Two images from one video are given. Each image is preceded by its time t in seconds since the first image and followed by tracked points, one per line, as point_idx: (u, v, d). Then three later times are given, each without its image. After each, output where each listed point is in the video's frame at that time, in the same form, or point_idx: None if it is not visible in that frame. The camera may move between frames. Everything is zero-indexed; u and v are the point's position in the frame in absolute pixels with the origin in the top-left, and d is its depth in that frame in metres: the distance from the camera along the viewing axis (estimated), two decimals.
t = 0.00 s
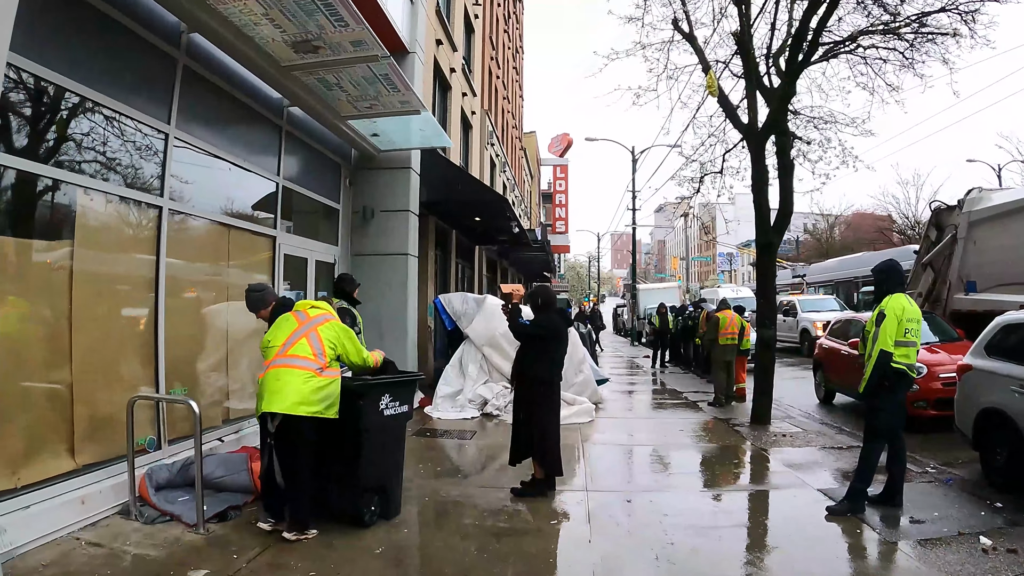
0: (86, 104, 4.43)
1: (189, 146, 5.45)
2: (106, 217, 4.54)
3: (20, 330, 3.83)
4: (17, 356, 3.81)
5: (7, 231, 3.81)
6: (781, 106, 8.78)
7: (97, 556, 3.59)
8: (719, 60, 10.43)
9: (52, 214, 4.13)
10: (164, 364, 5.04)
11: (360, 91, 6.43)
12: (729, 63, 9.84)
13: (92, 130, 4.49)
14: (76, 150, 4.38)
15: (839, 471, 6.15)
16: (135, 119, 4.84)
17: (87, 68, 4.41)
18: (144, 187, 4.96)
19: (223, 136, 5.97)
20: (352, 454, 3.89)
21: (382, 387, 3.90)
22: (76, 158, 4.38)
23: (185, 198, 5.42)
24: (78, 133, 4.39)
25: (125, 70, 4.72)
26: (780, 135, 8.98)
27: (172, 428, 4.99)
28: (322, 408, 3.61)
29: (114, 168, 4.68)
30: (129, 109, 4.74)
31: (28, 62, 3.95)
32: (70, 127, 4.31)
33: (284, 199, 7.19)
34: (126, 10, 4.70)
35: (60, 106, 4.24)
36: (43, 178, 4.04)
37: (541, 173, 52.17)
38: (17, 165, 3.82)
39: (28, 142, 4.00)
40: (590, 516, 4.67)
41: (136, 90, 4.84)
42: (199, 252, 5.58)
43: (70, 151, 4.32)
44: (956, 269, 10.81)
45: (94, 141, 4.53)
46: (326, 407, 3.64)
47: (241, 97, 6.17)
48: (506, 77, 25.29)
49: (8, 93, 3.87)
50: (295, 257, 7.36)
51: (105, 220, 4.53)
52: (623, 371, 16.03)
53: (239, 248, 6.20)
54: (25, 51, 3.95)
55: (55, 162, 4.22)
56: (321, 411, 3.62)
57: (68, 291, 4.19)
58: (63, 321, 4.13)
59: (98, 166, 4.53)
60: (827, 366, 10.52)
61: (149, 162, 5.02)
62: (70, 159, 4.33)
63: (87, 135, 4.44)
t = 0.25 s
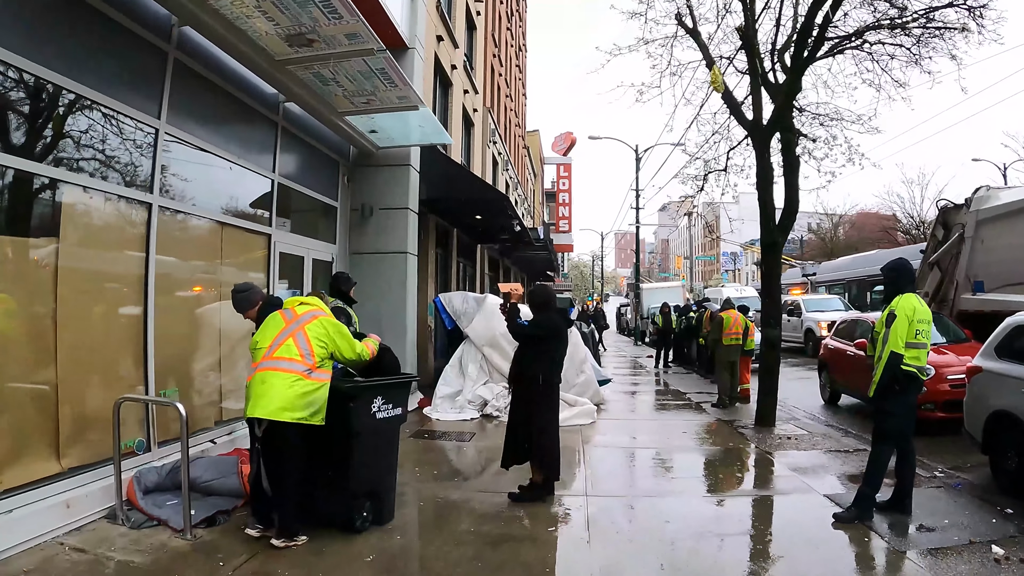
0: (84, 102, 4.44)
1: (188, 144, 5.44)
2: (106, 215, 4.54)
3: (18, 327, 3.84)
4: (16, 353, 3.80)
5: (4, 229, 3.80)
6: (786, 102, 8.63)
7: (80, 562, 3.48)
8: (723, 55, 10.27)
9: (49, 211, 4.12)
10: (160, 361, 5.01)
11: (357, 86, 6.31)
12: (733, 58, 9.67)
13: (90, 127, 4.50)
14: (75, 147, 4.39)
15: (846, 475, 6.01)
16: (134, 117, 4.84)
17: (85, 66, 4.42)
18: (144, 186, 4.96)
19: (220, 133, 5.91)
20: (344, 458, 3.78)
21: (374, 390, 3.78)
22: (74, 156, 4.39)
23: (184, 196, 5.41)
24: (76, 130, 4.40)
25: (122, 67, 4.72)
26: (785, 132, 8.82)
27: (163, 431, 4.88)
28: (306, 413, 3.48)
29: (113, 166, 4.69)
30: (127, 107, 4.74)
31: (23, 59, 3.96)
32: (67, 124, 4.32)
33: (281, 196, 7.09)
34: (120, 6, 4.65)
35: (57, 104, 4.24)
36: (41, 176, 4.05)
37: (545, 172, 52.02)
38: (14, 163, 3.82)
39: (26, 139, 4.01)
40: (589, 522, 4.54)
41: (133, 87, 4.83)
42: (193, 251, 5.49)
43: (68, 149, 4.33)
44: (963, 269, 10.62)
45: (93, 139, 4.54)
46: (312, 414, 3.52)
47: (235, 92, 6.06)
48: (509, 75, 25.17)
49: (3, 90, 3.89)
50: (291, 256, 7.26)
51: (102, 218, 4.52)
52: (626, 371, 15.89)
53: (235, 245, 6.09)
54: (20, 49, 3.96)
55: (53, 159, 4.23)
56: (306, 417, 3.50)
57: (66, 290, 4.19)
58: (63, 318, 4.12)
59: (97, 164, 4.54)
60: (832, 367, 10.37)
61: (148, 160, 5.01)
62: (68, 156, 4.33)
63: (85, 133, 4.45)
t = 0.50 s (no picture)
0: (83, 101, 4.43)
1: (186, 143, 5.42)
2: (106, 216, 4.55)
3: (15, 328, 3.82)
4: (12, 354, 3.79)
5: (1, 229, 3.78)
6: (792, 101, 8.50)
7: (64, 569, 3.39)
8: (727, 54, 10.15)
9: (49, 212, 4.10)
10: (155, 363, 4.97)
11: (354, 83, 6.23)
12: (737, 57, 9.56)
13: (89, 126, 4.48)
14: (74, 146, 4.38)
15: (851, 481, 5.89)
16: (133, 117, 4.83)
17: (85, 66, 4.41)
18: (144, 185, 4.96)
19: (216, 132, 5.85)
20: (335, 464, 3.67)
21: (367, 393, 3.70)
22: (74, 155, 4.37)
23: (183, 196, 5.40)
24: (75, 130, 4.38)
25: (123, 68, 4.72)
26: (790, 131, 8.69)
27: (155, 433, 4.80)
28: (293, 422, 3.41)
29: (113, 165, 4.68)
30: (126, 108, 4.73)
31: (22, 59, 3.95)
32: (66, 123, 4.30)
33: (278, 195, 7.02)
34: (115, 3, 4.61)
35: (56, 103, 4.23)
36: (40, 176, 4.03)
37: (548, 172, 51.90)
38: (14, 163, 3.81)
39: (24, 139, 3.99)
40: (588, 529, 4.44)
41: (133, 88, 4.83)
42: (190, 251, 5.44)
43: (67, 148, 4.32)
44: (970, 270, 10.46)
45: (93, 138, 4.52)
46: (299, 422, 3.44)
47: (231, 90, 5.98)
48: (512, 75, 25.07)
49: (3, 89, 3.87)
50: (289, 256, 7.17)
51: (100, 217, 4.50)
52: (629, 373, 15.77)
53: (230, 243, 6.00)
54: (19, 49, 3.95)
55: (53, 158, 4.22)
56: (292, 426, 3.43)
57: (63, 289, 4.17)
58: (61, 318, 4.12)
59: (97, 163, 4.53)
60: (837, 370, 10.23)
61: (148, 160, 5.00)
62: (68, 155, 4.32)
63: (85, 132, 4.44)
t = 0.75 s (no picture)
0: (83, 99, 4.42)
1: (185, 141, 5.41)
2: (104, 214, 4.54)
3: (5, 328, 3.77)
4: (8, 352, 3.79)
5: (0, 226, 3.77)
6: (795, 98, 8.39)
7: (48, 570, 3.31)
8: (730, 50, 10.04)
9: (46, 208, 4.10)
10: (149, 361, 4.93)
11: (351, 78, 6.17)
12: (740, 53, 9.45)
13: (89, 124, 4.47)
14: (74, 144, 4.37)
15: (855, 483, 5.79)
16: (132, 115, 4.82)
17: (85, 64, 4.41)
18: (144, 183, 4.97)
19: (212, 128, 5.79)
20: (324, 464, 3.60)
21: (358, 392, 3.64)
22: (74, 153, 4.36)
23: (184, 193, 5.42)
24: (75, 127, 4.38)
25: (122, 66, 4.71)
26: (794, 128, 8.58)
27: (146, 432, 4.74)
28: (276, 424, 3.33)
29: (114, 163, 4.68)
30: (127, 106, 4.73)
31: (21, 57, 3.94)
32: (64, 120, 4.29)
33: (278, 193, 7.05)
34: None
35: (55, 100, 4.23)
36: (39, 174, 4.04)
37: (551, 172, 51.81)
38: (13, 160, 3.81)
39: (23, 135, 3.99)
40: (585, 531, 4.35)
41: (131, 85, 4.82)
42: (186, 248, 5.38)
43: (66, 146, 4.31)
44: (975, 270, 10.32)
45: (93, 135, 4.51)
46: (282, 424, 3.36)
47: (226, 85, 5.90)
48: (514, 74, 25.00)
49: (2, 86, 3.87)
50: (286, 253, 7.10)
51: (99, 214, 4.50)
52: (631, 373, 15.67)
53: (224, 240, 5.93)
54: (18, 47, 3.95)
55: (53, 156, 4.23)
56: (276, 428, 3.35)
57: (61, 285, 4.17)
58: (57, 316, 4.13)
59: (97, 161, 4.53)
60: (841, 370, 10.12)
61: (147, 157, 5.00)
62: (68, 153, 4.32)
63: (85, 129, 4.42)
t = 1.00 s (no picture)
0: (83, 96, 4.40)
1: (185, 138, 5.40)
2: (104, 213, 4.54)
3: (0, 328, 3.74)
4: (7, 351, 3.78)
5: None
6: (800, 93, 8.26)
7: (33, 570, 3.25)
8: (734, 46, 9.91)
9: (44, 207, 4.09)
10: (146, 360, 4.90)
11: (347, 73, 6.11)
12: (744, 49, 9.32)
13: (89, 122, 4.46)
14: (76, 142, 4.36)
15: (860, 485, 5.68)
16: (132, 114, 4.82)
17: (86, 63, 4.40)
18: (144, 181, 4.97)
19: (207, 125, 5.73)
20: (315, 465, 3.53)
21: (350, 391, 3.58)
22: (76, 151, 4.36)
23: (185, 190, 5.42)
24: (76, 125, 4.36)
25: (122, 65, 4.70)
26: (798, 124, 8.45)
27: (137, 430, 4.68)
28: (256, 426, 3.26)
29: (115, 160, 4.69)
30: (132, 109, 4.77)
31: (20, 55, 3.93)
32: (64, 118, 4.28)
33: (277, 190, 7.02)
34: None
35: (55, 97, 4.21)
36: (39, 171, 4.03)
37: (555, 170, 51.67)
38: (13, 158, 3.82)
39: (22, 132, 3.98)
40: (583, 534, 4.26)
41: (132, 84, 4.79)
42: (183, 245, 5.34)
43: (68, 143, 4.30)
44: (982, 269, 10.16)
45: (94, 133, 4.51)
46: (262, 425, 3.29)
47: (220, 80, 5.81)
48: (518, 71, 24.89)
49: (3, 83, 3.86)
50: (283, 250, 7.04)
51: (101, 211, 4.52)
52: (634, 372, 15.55)
53: (221, 237, 5.86)
54: (17, 46, 3.93)
55: (55, 153, 4.22)
56: (257, 430, 3.28)
57: (61, 280, 4.17)
58: (57, 315, 4.13)
59: (98, 158, 4.53)
60: (846, 370, 10.00)
61: (147, 154, 5.01)
62: (70, 151, 4.31)
63: (85, 127, 4.41)
